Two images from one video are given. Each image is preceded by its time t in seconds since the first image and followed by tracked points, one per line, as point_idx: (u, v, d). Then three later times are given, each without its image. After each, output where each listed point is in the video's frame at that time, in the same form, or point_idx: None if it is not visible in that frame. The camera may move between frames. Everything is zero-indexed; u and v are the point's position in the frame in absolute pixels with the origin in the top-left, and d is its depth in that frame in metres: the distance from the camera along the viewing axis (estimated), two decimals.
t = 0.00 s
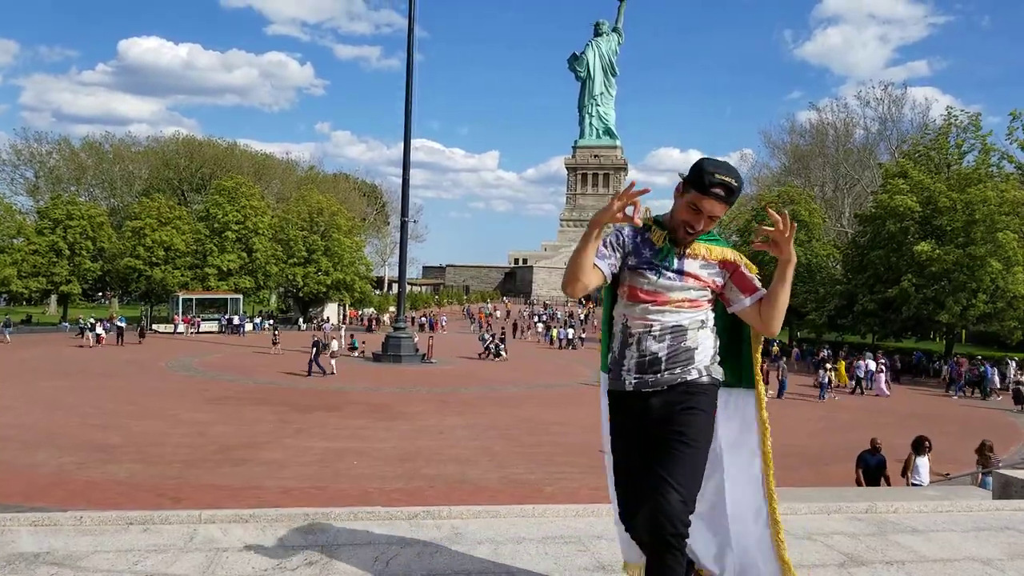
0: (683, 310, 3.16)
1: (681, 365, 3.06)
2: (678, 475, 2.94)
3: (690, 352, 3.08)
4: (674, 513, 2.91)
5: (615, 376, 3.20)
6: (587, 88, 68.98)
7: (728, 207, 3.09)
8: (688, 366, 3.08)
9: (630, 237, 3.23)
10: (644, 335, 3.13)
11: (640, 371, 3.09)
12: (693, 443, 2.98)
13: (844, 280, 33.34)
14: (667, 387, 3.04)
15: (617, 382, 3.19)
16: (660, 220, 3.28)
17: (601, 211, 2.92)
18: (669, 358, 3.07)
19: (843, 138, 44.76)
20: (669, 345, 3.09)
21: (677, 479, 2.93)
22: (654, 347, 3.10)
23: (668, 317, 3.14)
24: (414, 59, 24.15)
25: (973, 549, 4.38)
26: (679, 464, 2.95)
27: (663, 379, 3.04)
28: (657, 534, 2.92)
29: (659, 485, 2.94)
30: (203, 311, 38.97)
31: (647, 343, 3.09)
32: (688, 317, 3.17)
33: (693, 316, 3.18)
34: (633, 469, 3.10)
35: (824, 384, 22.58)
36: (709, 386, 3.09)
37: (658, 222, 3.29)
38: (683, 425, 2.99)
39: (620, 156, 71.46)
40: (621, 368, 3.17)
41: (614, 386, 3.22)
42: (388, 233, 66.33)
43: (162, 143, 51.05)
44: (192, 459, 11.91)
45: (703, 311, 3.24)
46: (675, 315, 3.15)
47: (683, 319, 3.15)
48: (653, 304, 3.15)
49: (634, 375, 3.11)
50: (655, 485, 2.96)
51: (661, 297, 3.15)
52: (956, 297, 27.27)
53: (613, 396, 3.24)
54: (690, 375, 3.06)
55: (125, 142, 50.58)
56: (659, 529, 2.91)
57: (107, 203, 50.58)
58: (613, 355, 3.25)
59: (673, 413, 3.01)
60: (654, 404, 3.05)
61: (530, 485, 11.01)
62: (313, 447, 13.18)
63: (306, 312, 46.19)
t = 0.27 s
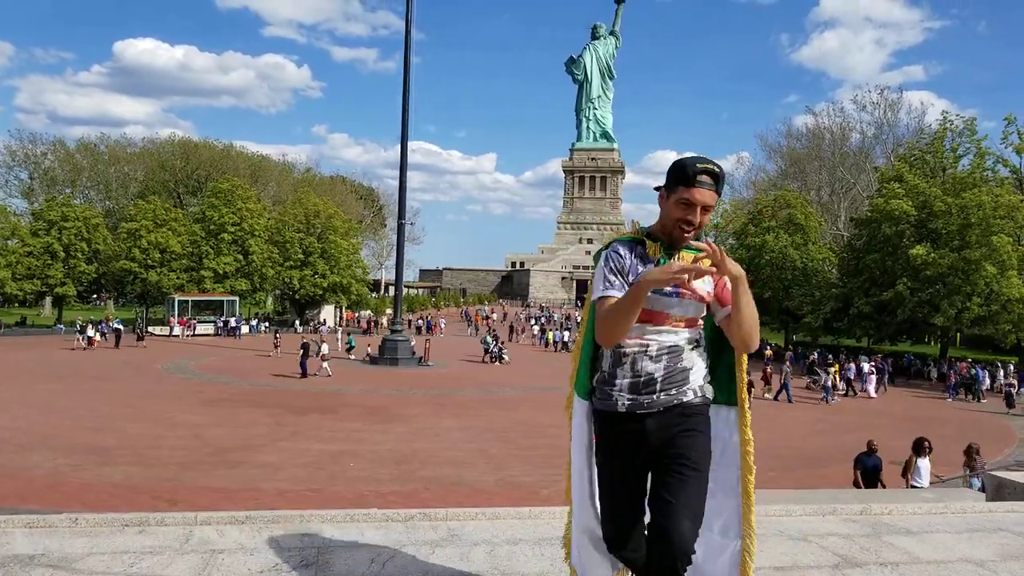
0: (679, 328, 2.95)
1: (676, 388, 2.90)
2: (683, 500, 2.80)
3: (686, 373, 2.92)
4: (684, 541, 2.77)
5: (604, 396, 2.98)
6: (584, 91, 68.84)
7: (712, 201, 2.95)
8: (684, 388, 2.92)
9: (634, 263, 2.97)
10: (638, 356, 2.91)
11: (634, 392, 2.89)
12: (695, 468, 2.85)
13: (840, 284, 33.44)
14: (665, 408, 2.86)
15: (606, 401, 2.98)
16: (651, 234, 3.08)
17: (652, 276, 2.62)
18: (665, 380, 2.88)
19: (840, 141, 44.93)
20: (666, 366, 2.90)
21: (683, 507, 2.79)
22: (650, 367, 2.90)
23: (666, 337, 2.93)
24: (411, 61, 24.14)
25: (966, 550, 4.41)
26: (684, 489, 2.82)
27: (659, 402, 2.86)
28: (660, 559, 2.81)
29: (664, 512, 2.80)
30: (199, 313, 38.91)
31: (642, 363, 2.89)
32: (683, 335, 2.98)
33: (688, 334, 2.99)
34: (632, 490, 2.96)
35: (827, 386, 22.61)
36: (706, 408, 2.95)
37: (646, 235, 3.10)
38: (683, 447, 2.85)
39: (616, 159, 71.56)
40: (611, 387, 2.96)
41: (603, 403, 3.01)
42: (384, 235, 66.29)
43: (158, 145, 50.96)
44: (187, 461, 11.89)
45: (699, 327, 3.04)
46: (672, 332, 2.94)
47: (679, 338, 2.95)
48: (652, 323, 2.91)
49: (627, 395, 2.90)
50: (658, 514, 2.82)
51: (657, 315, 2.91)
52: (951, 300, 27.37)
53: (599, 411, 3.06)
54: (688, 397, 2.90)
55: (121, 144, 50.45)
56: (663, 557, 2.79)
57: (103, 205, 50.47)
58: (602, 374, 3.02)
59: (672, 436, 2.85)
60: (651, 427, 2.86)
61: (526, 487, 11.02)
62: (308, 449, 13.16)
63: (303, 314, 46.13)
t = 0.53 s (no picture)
0: (687, 323, 2.89)
1: (682, 387, 2.85)
2: (697, 508, 2.80)
3: (692, 372, 2.88)
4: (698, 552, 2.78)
5: (607, 395, 2.88)
6: (581, 91, 68.78)
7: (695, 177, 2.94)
8: (690, 387, 2.88)
9: (636, 257, 2.89)
10: (644, 354, 2.84)
11: (641, 391, 2.82)
12: (707, 473, 2.84)
13: (837, 284, 33.50)
14: (672, 410, 2.81)
15: (607, 402, 2.89)
16: (646, 227, 3.02)
17: (670, 266, 2.62)
18: (673, 380, 2.83)
19: (837, 141, 44.98)
20: (674, 364, 2.84)
21: (699, 515, 2.79)
22: (656, 365, 2.84)
23: (674, 333, 2.86)
24: (408, 61, 24.13)
25: (963, 549, 4.41)
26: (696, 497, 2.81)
27: (666, 403, 2.81)
28: (672, 566, 2.81)
29: (677, 519, 2.80)
30: (196, 313, 38.89)
31: (650, 361, 2.82)
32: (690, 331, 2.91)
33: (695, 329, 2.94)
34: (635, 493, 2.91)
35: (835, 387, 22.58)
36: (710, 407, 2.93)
37: (641, 230, 3.04)
38: (695, 452, 2.83)
39: (614, 159, 71.57)
40: (614, 387, 2.88)
41: (603, 403, 2.92)
42: (381, 235, 66.23)
43: (155, 144, 50.85)
44: (184, 461, 11.87)
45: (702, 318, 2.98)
46: (680, 329, 2.87)
47: (686, 333, 2.89)
48: (658, 318, 2.84)
49: (632, 395, 2.83)
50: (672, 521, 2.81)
51: (662, 310, 2.84)
52: (948, 300, 27.42)
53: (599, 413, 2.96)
54: (694, 396, 2.87)
55: (118, 144, 50.32)
56: (677, 565, 2.79)
57: (99, 205, 50.34)
58: (602, 374, 2.94)
59: (680, 441, 2.81)
60: (663, 434, 2.81)
61: (523, 487, 11.02)
62: (306, 449, 13.15)
63: (299, 314, 46.06)
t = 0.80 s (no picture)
0: (694, 303, 2.87)
1: (685, 372, 2.86)
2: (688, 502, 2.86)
3: (697, 356, 2.88)
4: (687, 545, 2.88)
5: (608, 376, 2.87)
6: (581, 90, 68.66)
7: (681, 143, 2.91)
8: (694, 372, 2.89)
9: (635, 237, 2.86)
10: (650, 337, 2.82)
11: (643, 375, 2.81)
12: (702, 464, 2.88)
13: (837, 283, 33.53)
14: (673, 396, 2.83)
15: (606, 385, 2.88)
16: (646, 205, 2.99)
17: (662, 239, 2.62)
18: (676, 365, 2.84)
19: (837, 141, 44.99)
20: (679, 348, 2.84)
21: (690, 509, 2.86)
22: (661, 349, 2.83)
23: (679, 315, 2.84)
24: (407, 60, 24.13)
25: (964, 550, 4.44)
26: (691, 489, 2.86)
27: (669, 387, 2.81)
28: (663, 556, 2.90)
29: (672, 511, 2.87)
30: (195, 312, 38.98)
31: (653, 345, 2.81)
32: (698, 312, 2.89)
33: (702, 310, 2.92)
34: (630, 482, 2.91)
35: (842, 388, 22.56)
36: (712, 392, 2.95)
37: (640, 209, 3.01)
38: (688, 446, 2.85)
39: (614, 158, 71.55)
40: (615, 369, 2.86)
41: (600, 385, 2.91)
42: (381, 234, 66.21)
43: (155, 143, 50.84)
44: (185, 459, 11.90)
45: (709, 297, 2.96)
46: (687, 310, 2.86)
47: (693, 314, 2.87)
48: (662, 299, 2.82)
49: (635, 377, 2.82)
50: (665, 515, 2.89)
51: (666, 291, 2.82)
52: (949, 299, 27.46)
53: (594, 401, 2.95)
54: (697, 382, 2.89)
55: (118, 142, 50.26)
56: (669, 555, 2.88)
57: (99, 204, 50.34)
58: (603, 355, 2.92)
59: (680, 428, 2.84)
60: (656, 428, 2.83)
61: (523, 486, 11.05)
62: (305, 448, 13.17)
63: (299, 313, 46.08)
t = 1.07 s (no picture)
0: (695, 325, 2.77)
1: (693, 390, 2.78)
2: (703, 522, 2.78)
3: (705, 373, 2.79)
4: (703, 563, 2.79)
5: (616, 390, 2.74)
6: (583, 90, 68.60)
7: (685, 165, 2.80)
8: (703, 388, 2.81)
9: (631, 263, 2.80)
10: (654, 355, 2.73)
11: (654, 389, 2.71)
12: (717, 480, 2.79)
13: (838, 284, 33.52)
14: (685, 411, 2.75)
15: (615, 396, 2.73)
16: (644, 227, 2.91)
17: (651, 291, 2.49)
18: (685, 382, 2.76)
19: (839, 142, 44.94)
20: (686, 366, 2.76)
21: (708, 528, 2.78)
22: (669, 366, 2.73)
23: (681, 334, 2.75)
24: (409, 60, 24.12)
25: (965, 552, 4.42)
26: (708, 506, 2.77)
27: (681, 402, 2.74)
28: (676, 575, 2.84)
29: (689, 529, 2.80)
30: (196, 311, 39.02)
31: (659, 363, 2.72)
32: (700, 331, 2.80)
33: (705, 329, 2.82)
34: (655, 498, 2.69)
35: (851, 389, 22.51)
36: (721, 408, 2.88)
37: (638, 230, 2.94)
38: (700, 465, 2.76)
39: (615, 158, 71.51)
40: (622, 384, 2.74)
41: (609, 397, 2.76)
42: (382, 234, 66.21)
43: (156, 143, 50.89)
44: (185, 459, 11.89)
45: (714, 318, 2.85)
46: (688, 330, 2.76)
47: (697, 332, 2.78)
48: (663, 321, 2.73)
49: (645, 389, 2.71)
50: (684, 531, 2.80)
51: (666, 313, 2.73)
52: (950, 300, 27.45)
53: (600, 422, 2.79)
54: (706, 398, 2.82)
55: (119, 142, 50.29)
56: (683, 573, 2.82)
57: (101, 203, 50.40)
58: (609, 370, 2.80)
59: (695, 443, 2.75)
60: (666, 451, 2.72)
61: (523, 486, 11.05)
62: (306, 447, 13.17)
63: (300, 312, 46.13)
